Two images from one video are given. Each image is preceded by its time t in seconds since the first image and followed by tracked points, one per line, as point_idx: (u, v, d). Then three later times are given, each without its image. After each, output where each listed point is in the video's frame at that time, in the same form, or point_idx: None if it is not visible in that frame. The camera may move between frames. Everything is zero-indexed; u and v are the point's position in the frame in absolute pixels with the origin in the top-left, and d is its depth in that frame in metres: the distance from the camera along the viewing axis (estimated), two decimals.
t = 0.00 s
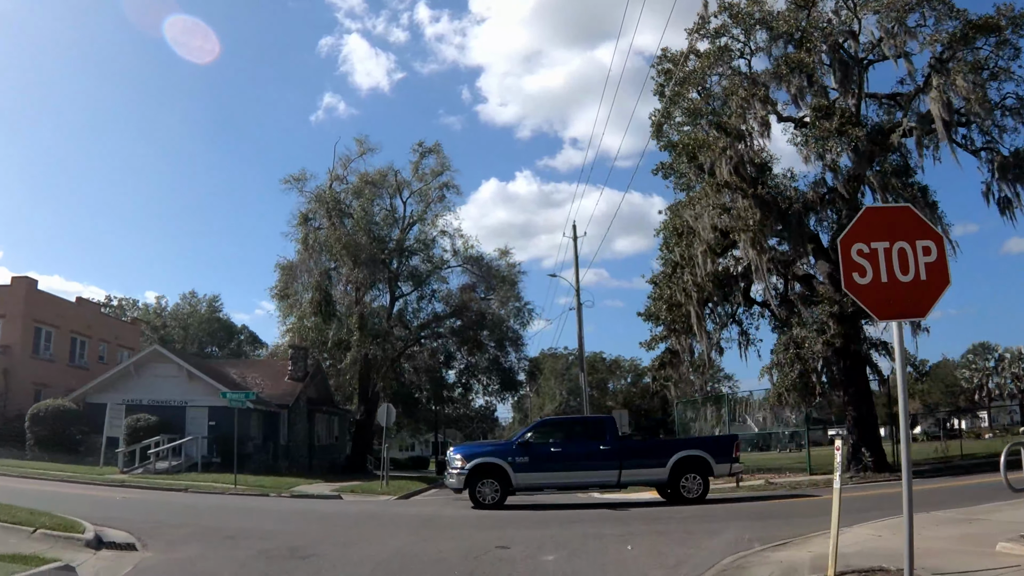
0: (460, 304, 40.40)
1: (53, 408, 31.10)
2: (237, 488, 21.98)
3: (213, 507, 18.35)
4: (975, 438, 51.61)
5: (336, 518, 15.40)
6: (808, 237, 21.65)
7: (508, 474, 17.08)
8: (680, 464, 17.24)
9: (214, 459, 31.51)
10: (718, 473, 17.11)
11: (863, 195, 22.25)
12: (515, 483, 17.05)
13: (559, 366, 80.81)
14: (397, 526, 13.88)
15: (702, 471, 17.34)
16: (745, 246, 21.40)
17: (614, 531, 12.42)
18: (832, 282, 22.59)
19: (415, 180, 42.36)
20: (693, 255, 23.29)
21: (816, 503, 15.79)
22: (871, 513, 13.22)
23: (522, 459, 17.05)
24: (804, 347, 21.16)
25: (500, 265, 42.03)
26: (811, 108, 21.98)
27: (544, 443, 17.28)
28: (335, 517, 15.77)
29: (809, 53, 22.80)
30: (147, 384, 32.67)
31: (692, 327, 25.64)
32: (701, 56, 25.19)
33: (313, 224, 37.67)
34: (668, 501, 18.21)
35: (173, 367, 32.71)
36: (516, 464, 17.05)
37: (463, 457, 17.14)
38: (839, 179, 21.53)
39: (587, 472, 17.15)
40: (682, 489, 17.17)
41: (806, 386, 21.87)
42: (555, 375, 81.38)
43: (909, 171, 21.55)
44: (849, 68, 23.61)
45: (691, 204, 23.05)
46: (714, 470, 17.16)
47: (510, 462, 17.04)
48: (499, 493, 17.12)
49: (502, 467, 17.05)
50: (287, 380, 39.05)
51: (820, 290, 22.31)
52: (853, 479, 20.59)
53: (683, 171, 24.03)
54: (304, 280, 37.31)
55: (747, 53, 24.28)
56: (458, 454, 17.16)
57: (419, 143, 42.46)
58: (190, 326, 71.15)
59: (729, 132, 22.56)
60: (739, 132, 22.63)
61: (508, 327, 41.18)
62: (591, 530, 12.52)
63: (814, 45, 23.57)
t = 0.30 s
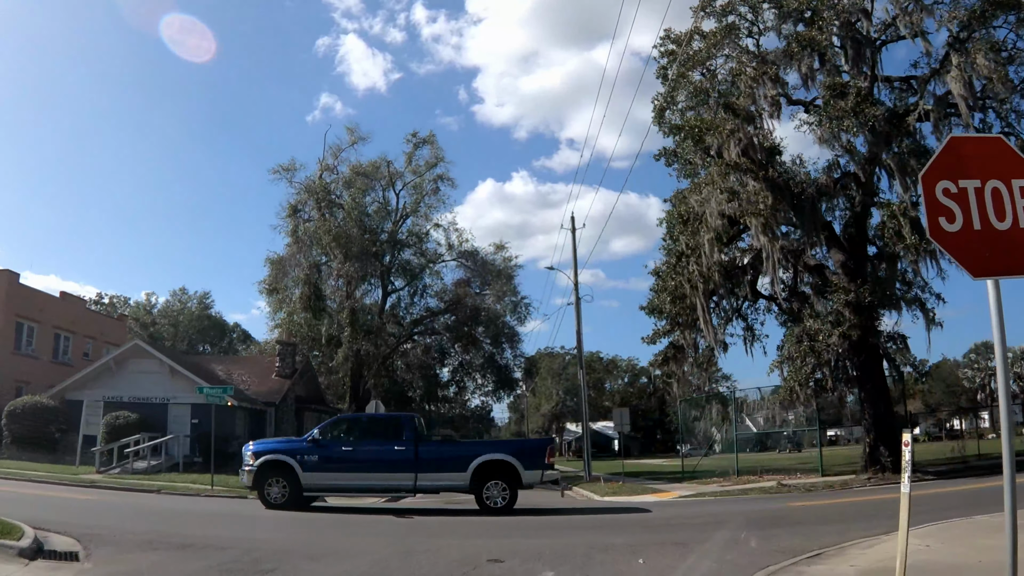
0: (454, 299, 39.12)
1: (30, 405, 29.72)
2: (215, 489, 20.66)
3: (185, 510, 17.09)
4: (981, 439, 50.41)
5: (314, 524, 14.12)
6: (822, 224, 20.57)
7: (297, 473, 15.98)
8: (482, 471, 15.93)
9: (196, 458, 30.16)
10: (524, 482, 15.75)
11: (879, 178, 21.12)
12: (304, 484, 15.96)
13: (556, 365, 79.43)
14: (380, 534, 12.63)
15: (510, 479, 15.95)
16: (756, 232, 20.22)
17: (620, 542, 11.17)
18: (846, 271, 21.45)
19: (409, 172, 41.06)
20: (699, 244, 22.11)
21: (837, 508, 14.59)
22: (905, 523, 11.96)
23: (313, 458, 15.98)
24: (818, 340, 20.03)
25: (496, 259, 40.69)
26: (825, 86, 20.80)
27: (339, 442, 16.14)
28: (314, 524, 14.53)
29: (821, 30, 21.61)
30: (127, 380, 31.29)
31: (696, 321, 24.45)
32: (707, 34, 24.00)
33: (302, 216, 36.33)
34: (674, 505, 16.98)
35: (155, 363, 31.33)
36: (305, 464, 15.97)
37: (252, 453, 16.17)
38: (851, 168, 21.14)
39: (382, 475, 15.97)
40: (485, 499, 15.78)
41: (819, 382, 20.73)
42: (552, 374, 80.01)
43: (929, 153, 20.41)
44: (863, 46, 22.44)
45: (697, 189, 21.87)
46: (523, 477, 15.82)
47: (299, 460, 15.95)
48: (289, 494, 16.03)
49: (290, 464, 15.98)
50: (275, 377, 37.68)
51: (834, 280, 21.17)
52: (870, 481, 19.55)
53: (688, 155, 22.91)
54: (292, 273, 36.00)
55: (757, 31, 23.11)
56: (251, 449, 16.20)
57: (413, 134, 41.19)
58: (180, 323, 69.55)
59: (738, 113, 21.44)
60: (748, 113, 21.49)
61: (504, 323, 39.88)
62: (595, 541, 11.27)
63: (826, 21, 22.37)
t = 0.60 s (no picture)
0: (450, 294, 38.03)
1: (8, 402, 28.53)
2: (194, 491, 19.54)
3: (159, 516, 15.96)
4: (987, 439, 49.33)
5: (293, 531, 13.03)
6: (835, 210, 19.55)
7: (82, 461, 14.98)
8: (259, 466, 14.78)
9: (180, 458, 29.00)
10: (296, 479, 14.56)
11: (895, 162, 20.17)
12: (88, 473, 14.97)
13: (553, 364, 78.18)
14: (363, 544, 11.55)
15: (283, 477, 14.76)
16: (767, 218, 19.17)
17: (628, 552, 10.09)
18: (860, 261, 20.42)
19: (403, 164, 39.92)
20: (706, 232, 21.05)
21: (861, 513, 13.53)
22: (940, 531, 10.89)
23: (97, 446, 14.99)
24: (833, 332, 18.98)
25: (492, 253, 39.57)
26: (839, 65, 19.75)
27: (125, 431, 15.14)
28: (295, 531, 13.42)
29: (835, 7, 20.36)
30: (110, 377, 30.16)
31: (701, 314, 23.40)
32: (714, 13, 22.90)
33: (293, 207, 35.19)
34: (683, 508, 15.90)
35: (139, 358, 30.20)
36: (91, 452, 15.00)
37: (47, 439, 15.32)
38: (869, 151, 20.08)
39: (158, 466, 14.92)
40: (255, 497, 14.69)
41: (834, 377, 19.69)
42: (550, 373, 78.77)
43: (948, 135, 19.50)
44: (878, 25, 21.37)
45: (704, 174, 20.82)
46: (294, 476, 14.60)
47: (85, 447, 15.01)
48: (77, 482, 15.09)
49: (77, 452, 15.05)
50: (264, 374, 36.51)
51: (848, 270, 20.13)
52: (888, 482, 18.49)
53: (694, 140, 21.86)
54: (282, 267, 34.84)
55: (766, 10, 22.05)
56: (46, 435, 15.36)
57: (408, 124, 40.07)
58: (171, 320, 68.08)
59: (747, 94, 20.38)
60: (757, 94, 20.43)
61: (500, 319, 38.73)
62: (599, 551, 10.20)
63: None
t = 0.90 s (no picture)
0: (446, 289, 37.10)
1: None
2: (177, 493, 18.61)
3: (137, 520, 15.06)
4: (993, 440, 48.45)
5: (276, 539, 12.14)
6: (850, 198, 18.71)
7: None
8: (38, 453, 15.86)
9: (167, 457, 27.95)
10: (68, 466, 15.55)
11: (912, 149, 19.36)
12: None
13: (552, 363, 77.01)
14: (349, 555, 10.65)
15: (59, 463, 15.84)
16: (779, 206, 18.27)
17: (637, 565, 9.20)
18: (875, 253, 19.57)
19: (399, 156, 38.95)
20: (714, 222, 20.14)
21: (887, 518, 12.65)
22: (978, 542, 9.99)
23: None
24: (848, 327, 18.10)
25: (491, 248, 38.61)
26: (853, 46, 18.87)
27: None
28: (280, 542, 12.53)
29: None
30: (95, 373, 29.14)
31: (707, 309, 22.48)
32: None
33: (286, 199, 34.22)
34: (693, 512, 14.99)
35: (125, 354, 29.20)
36: None
37: None
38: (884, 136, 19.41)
39: None
40: None
41: (849, 373, 18.79)
42: (549, 372, 77.74)
43: (967, 118, 18.72)
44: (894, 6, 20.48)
45: (712, 160, 19.93)
46: (69, 463, 15.65)
47: None
48: None
49: None
50: (254, 370, 35.54)
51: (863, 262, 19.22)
52: (905, 483, 17.62)
53: (701, 126, 20.95)
54: (274, 261, 33.89)
55: None
56: None
57: (404, 116, 39.14)
58: (164, 317, 66.78)
59: (758, 77, 19.48)
60: (767, 77, 19.53)
61: (498, 315, 37.74)
62: (606, 564, 9.31)
63: None
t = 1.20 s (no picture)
0: (443, 286, 36.29)
1: None
2: (162, 495, 17.85)
3: (115, 525, 14.28)
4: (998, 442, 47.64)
5: (259, 550, 11.38)
6: (861, 187, 18.17)
7: None
8: None
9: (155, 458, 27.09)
10: None
11: (925, 137, 18.76)
12: None
13: (551, 363, 75.96)
14: (336, 566, 9.89)
15: None
16: (788, 194, 17.76)
17: None
18: (886, 244, 18.71)
19: (395, 151, 38.15)
20: (720, 213, 19.47)
21: (911, 523, 11.89)
22: (1015, 550, 9.22)
23: None
24: (861, 321, 17.39)
25: (488, 244, 37.77)
26: (865, 28, 18.15)
27: None
28: (263, 550, 11.75)
29: None
30: (83, 371, 28.33)
31: (712, 305, 21.76)
32: None
33: (279, 194, 33.46)
34: (702, 516, 14.24)
35: (113, 352, 28.38)
36: None
37: None
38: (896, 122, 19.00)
39: None
40: None
41: (861, 370, 18.08)
42: (548, 372, 76.83)
43: (984, 104, 18.00)
44: None
45: (719, 147, 19.46)
46: None
47: None
48: None
49: None
50: (247, 369, 34.71)
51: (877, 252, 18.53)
52: (922, 484, 16.88)
53: (706, 114, 20.23)
54: (267, 257, 33.11)
55: None
56: None
57: (400, 110, 38.35)
58: (158, 318, 65.76)
59: (766, 62, 18.75)
60: (776, 62, 18.79)
61: (496, 313, 36.89)
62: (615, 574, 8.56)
63: None
